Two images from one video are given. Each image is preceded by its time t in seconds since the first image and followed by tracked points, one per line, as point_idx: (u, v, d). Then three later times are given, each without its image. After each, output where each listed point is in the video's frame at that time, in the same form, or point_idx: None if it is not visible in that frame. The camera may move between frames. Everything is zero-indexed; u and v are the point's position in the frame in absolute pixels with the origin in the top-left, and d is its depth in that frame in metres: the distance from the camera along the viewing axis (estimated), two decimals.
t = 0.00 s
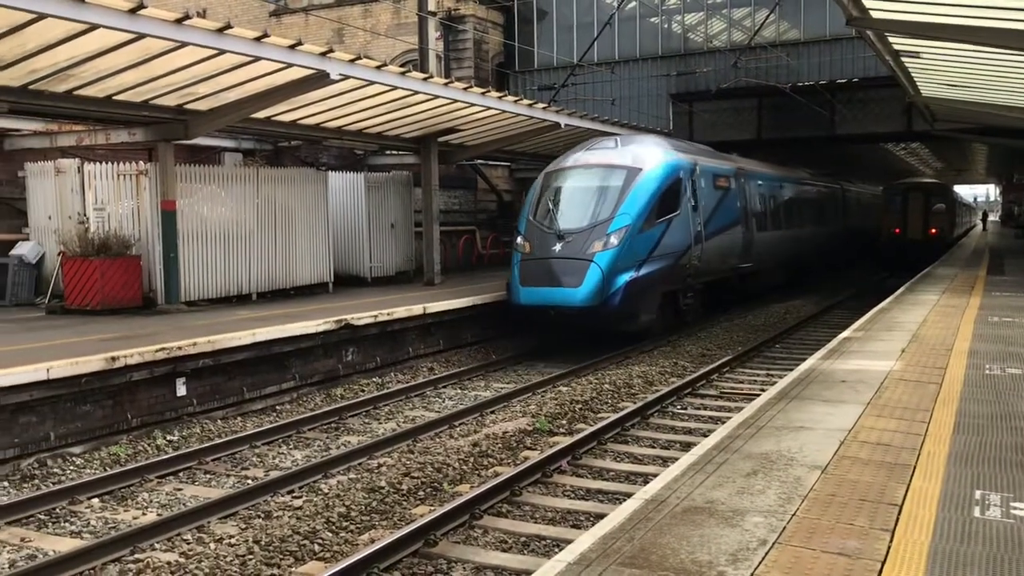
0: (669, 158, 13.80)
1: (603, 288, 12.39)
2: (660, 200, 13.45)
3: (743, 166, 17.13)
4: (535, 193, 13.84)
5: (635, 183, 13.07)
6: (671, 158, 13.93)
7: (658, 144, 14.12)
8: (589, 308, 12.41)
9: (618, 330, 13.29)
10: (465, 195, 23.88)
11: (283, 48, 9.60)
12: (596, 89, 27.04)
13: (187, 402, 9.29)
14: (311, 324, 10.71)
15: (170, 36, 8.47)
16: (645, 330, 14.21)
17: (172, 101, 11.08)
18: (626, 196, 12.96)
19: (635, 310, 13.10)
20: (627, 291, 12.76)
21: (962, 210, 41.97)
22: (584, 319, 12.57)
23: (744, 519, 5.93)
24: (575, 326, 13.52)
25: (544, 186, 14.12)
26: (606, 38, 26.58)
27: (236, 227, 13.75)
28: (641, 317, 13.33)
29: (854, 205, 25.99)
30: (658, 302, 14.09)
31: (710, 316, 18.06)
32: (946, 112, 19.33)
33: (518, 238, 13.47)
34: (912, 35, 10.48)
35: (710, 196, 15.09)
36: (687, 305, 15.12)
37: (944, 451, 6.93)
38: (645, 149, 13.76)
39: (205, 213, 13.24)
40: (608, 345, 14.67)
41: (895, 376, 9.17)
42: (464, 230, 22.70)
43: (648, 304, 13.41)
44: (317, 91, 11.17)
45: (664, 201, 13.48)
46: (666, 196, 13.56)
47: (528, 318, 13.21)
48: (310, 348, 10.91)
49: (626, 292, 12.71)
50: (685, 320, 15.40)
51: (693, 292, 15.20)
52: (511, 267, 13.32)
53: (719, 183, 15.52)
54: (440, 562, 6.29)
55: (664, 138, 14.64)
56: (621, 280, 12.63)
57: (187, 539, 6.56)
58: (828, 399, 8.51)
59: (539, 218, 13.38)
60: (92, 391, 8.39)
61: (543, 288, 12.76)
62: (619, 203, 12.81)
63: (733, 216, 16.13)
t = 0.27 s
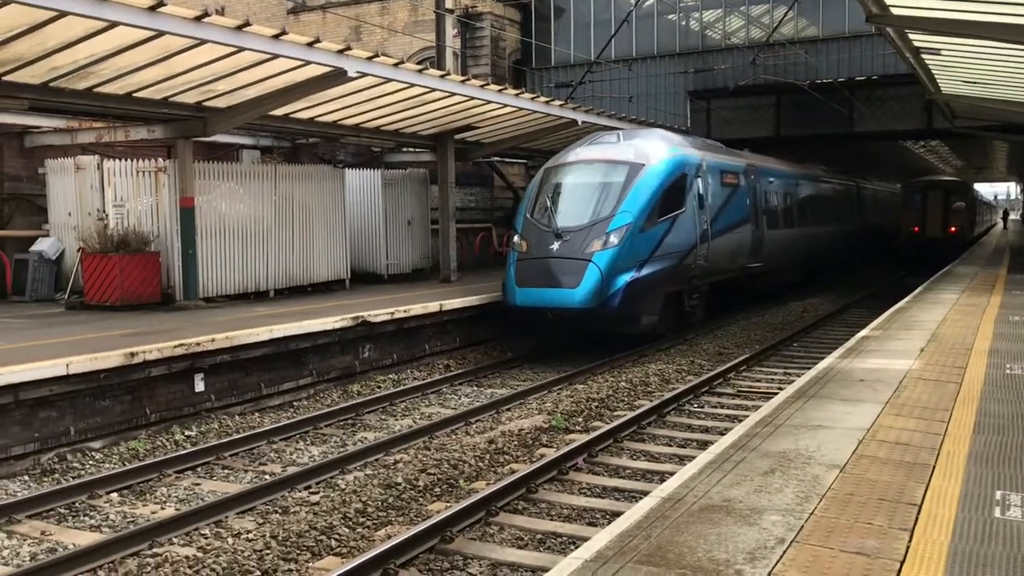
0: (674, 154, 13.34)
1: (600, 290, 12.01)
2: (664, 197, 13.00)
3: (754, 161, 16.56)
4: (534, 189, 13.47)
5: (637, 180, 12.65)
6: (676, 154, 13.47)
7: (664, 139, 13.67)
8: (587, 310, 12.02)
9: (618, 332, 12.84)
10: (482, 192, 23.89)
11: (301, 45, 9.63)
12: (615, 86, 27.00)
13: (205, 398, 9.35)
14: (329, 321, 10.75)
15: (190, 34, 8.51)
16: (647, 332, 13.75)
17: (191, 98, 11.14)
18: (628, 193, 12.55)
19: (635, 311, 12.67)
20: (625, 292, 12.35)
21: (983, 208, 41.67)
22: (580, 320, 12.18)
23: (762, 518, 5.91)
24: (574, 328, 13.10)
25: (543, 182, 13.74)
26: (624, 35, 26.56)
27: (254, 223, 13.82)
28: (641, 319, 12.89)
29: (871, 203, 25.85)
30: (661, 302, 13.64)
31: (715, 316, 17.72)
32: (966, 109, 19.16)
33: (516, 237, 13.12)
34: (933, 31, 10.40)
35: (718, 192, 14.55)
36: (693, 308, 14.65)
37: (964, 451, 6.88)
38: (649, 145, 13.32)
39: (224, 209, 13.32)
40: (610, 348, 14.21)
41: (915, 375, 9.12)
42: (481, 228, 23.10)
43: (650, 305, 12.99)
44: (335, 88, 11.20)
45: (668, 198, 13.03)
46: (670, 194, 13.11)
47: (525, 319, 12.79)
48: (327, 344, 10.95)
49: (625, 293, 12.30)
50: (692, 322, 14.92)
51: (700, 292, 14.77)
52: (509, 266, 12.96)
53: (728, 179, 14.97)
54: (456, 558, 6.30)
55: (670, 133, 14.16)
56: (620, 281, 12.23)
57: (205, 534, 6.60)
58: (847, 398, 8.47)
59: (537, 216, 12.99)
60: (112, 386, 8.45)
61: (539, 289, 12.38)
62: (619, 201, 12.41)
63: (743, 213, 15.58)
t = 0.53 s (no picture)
0: (679, 149, 12.67)
1: (600, 291, 11.30)
2: (667, 194, 12.32)
3: (763, 158, 15.92)
4: (531, 186, 12.79)
5: (639, 176, 11.97)
6: (681, 148, 12.80)
7: (668, 133, 12.99)
8: (585, 312, 11.31)
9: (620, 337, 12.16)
10: (501, 190, 23.90)
11: (321, 43, 9.66)
12: (634, 83, 26.76)
13: (226, 394, 9.42)
14: (348, 318, 10.79)
15: (211, 33, 8.56)
16: (651, 336, 13.08)
17: (211, 96, 11.21)
18: (629, 189, 11.86)
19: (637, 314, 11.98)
20: (627, 294, 11.64)
21: (1006, 205, 41.28)
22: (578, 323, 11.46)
23: (781, 517, 5.88)
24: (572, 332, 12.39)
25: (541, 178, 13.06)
26: (643, 31, 26.38)
27: (275, 221, 13.89)
28: (645, 323, 12.19)
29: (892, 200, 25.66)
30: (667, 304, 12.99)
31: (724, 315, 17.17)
32: (989, 106, 18.94)
33: (511, 236, 12.42)
34: (957, 27, 10.29)
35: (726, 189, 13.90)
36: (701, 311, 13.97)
37: (987, 450, 6.82)
38: (653, 139, 12.65)
39: (244, 207, 13.40)
40: (610, 351, 13.50)
41: (937, 374, 9.05)
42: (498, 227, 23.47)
43: (652, 308, 12.27)
44: (354, 86, 11.24)
45: (671, 195, 12.34)
46: (675, 191, 12.43)
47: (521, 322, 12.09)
48: (347, 341, 11.00)
49: (626, 295, 11.58)
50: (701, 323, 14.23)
51: (709, 293, 14.13)
52: (503, 267, 12.27)
53: (736, 174, 14.31)
54: (474, 555, 6.31)
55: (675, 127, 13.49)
56: (621, 282, 11.52)
57: (226, 530, 6.65)
58: (868, 397, 8.41)
59: (533, 214, 12.30)
60: (134, 382, 8.53)
61: (534, 290, 11.67)
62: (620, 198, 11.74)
63: (752, 211, 14.91)
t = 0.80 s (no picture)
0: (683, 144, 12.01)
1: (596, 294, 10.69)
2: (670, 191, 11.65)
3: (774, 154, 15.29)
4: (527, 183, 12.19)
5: (639, 172, 11.34)
6: (685, 143, 12.13)
7: (673, 127, 12.33)
8: (580, 317, 10.71)
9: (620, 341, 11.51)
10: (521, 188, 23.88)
11: (342, 42, 9.69)
12: (652, 82, 26.35)
13: (246, 391, 9.47)
14: (368, 316, 10.83)
15: (233, 32, 8.61)
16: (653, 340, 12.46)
17: (232, 95, 11.27)
18: (628, 186, 11.22)
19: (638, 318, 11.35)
20: (625, 297, 11.00)
21: None
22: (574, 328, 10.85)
23: (802, 516, 5.86)
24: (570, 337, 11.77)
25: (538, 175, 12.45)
26: (663, 29, 26.02)
27: (295, 219, 13.96)
28: (646, 327, 11.54)
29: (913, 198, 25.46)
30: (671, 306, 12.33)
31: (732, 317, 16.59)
32: (1014, 103, 18.72)
33: (505, 236, 11.82)
34: (981, 24, 10.19)
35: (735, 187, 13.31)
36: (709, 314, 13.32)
37: (1011, 451, 6.76)
38: (655, 134, 12.01)
39: (264, 205, 13.47)
40: (609, 356, 12.87)
41: (960, 373, 8.98)
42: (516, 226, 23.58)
43: (653, 311, 11.66)
44: (374, 85, 11.27)
45: (674, 192, 11.69)
46: (678, 189, 11.78)
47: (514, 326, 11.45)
48: (366, 339, 11.03)
49: (624, 298, 10.97)
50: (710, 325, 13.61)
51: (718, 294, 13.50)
52: (496, 268, 11.68)
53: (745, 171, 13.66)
54: (493, 553, 6.32)
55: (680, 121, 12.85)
56: (618, 285, 10.90)
57: (247, 526, 6.70)
58: (890, 396, 8.35)
59: (528, 212, 11.70)
60: (156, 379, 8.59)
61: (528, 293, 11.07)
62: (619, 196, 11.12)
63: (762, 209, 14.27)
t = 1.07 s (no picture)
0: (682, 140, 11.38)
1: (587, 299, 10.07)
2: (668, 190, 11.02)
3: (782, 152, 14.74)
4: (518, 181, 11.59)
5: (634, 170, 10.72)
6: (685, 139, 11.48)
7: (672, 123, 11.71)
8: (570, 324, 10.09)
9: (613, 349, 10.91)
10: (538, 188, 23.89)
11: (360, 43, 9.73)
12: (670, 82, 26.21)
13: (265, 389, 9.52)
14: (385, 316, 10.87)
15: (252, 32, 8.66)
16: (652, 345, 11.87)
17: (251, 95, 11.33)
18: (623, 185, 10.60)
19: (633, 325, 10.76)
20: (618, 302, 10.38)
21: None
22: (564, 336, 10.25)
23: (820, 517, 5.83)
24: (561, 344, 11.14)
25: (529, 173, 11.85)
26: (681, 29, 25.72)
27: (313, 219, 14.03)
28: (642, 334, 10.94)
29: (932, 198, 25.29)
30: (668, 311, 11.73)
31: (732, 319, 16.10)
32: None
33: (494, 236, 11.23)
34: (1003, 23, 10.11)
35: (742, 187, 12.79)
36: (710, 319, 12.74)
37: None
38: (653, 130, 11.39)
39: (283, 205, 13.55)
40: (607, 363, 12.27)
41: (981, 375, 8.91)
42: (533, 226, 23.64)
43: (649, 318, 11.04)
44: (393, 85, 11.30)
45: (672, 191, 11.05)
46: (676, 187, 11.13)
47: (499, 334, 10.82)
48: (383, 338, 11.06)
49: (617, 304, 10.35)
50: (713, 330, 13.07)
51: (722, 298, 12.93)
52: (483, 271, 11.07)
53: (750, 169, 13.08)
54: (510, 552, 6.32)
55: (681, 116, 12.25)
56: (611, 289, 10.27)
57: (264, 524, 6.73)
58: (908, 397, 8.29)
59: (517, 212, 11.09)
60: (176, 377, 8.66)
61: (515, 298, 10.46)
62: (613, 195, 10.50)
63: (768, 209, 13.69)
